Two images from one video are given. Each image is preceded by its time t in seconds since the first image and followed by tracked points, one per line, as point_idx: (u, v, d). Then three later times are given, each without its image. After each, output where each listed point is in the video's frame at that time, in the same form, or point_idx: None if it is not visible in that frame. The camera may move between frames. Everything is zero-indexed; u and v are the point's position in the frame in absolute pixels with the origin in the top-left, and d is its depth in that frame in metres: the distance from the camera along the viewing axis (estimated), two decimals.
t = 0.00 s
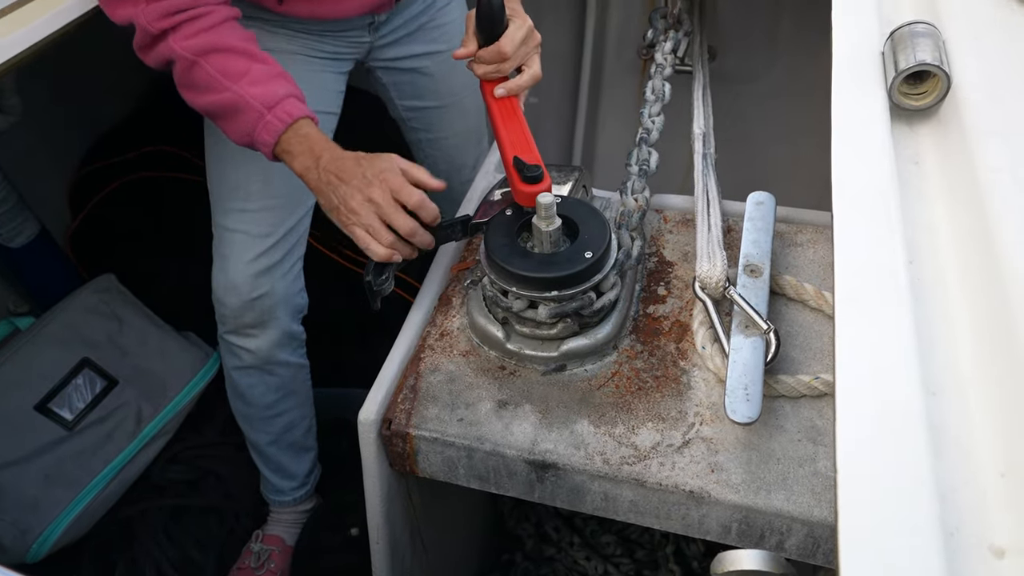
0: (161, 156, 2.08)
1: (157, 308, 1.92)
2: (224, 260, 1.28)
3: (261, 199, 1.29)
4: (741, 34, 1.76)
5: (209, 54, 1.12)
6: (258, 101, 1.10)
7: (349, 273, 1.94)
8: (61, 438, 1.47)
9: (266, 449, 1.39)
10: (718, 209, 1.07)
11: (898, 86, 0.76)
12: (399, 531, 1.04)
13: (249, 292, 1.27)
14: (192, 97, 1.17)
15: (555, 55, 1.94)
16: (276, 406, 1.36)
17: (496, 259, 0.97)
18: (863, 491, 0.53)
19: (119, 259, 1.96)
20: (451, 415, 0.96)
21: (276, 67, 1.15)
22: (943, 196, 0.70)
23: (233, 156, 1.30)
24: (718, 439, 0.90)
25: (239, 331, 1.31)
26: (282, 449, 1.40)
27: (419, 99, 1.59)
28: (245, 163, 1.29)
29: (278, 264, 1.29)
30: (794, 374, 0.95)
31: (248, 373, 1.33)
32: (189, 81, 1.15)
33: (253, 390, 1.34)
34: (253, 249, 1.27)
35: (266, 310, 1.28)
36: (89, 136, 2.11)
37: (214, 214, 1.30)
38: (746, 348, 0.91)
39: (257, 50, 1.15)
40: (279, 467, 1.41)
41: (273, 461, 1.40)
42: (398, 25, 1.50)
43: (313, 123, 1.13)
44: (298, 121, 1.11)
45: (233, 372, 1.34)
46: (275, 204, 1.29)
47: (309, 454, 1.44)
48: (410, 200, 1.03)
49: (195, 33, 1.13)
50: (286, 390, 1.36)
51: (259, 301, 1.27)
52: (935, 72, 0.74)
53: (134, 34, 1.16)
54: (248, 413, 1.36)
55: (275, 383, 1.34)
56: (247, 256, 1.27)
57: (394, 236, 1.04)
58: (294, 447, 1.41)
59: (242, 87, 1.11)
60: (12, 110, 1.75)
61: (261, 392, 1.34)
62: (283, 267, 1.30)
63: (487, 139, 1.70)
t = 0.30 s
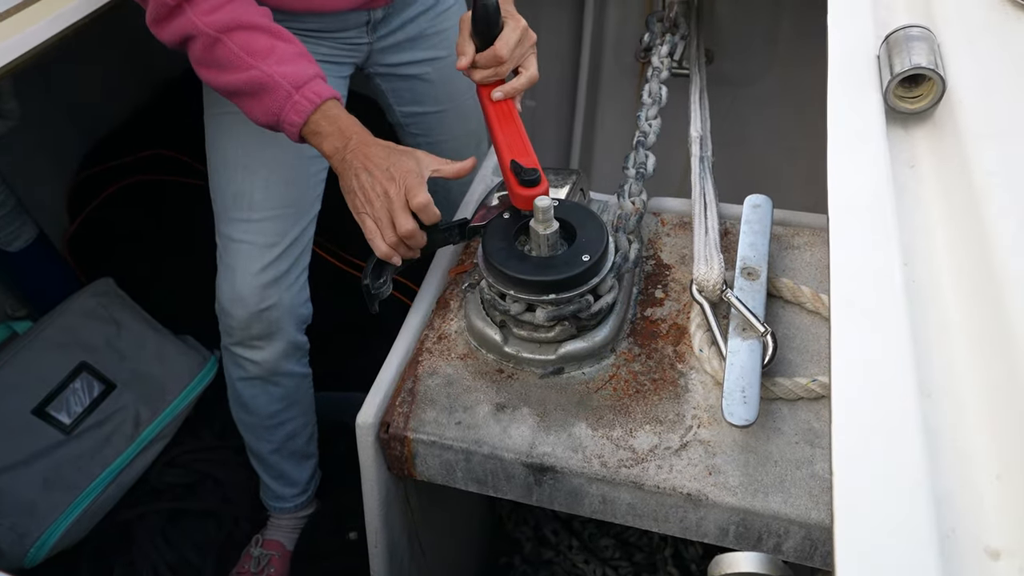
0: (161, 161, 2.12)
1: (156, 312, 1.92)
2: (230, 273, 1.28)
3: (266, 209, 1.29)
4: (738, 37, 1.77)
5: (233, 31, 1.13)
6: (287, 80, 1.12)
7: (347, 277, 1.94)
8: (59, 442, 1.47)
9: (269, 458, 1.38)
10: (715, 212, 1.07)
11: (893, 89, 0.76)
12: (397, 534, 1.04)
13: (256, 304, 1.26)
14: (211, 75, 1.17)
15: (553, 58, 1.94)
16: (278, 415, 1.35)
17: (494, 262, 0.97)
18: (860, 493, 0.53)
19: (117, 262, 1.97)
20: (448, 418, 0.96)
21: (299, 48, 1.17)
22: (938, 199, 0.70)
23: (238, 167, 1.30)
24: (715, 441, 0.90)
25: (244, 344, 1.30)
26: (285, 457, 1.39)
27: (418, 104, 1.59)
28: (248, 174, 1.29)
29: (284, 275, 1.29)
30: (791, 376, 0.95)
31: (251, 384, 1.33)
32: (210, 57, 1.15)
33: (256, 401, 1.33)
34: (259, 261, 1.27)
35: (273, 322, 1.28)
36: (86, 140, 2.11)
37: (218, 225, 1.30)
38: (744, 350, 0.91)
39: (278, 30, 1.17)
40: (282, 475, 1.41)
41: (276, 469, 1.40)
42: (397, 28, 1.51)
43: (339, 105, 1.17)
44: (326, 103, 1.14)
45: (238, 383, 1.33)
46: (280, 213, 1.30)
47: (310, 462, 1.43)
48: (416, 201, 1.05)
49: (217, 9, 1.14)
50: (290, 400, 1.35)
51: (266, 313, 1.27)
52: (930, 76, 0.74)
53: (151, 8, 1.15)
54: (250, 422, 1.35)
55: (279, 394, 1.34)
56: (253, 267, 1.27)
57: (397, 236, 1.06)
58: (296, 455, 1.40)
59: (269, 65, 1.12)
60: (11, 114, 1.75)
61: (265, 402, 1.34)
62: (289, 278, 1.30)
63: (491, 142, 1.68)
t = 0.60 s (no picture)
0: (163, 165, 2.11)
1: (156, 315, 1.92)
2: (224, 280, 1.27)
3: (261, 216, 1.28)
4: (737, 41, 1.77)
5: (255, 36, 1.11)
6: (309, 88, 1.11)
7: (347, 280, 1.94)
8: (59, 445, 1.47)
9: (267, 463, 1.38)
10: (714, 214, 1.07)
11: (892, 93, 0.76)
12: (397, 538, 1.04)
13: (250, 311, 1.26)
14: (232, 78, 1.15)
15: (552, 62, 1.95)
16: (275, 422, 1.35)
17: (494, 266, 0.97)
18: (859, 497, 0.53)
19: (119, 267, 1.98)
20: (449, 421, 0.96)
21: (319, 50, 1.15)
22: (937, 203, 0.70)
23: (233, 172, 1.29)
24: (715, 444, 0.90)
25: (239, 351, 1.30)
26: (284, 463, 1.39)
27: (416, 105, 1.59)
28: (244, 179, 1.29)
29: (279, 282, 1.29)
30: (791, 379, 0.95)
31: (249, 392, 1.33)
32: (231, 61, 1.13)
33: (254, 408, 1.33)
34: (253, 268, 1.27)
35: (267, 329, 1.28)
36: (86, 143, 2.11)
37: (213, 231, 1.30)
38: (743, 353, 0.91)
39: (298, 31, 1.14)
40: (281, 480, 1.41)
41: (275, 475, 1.40)
42: (396, 29, 1.50)
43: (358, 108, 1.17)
44: (347, 109, 1.14)
45: (235, 392, 1.33)
46: (275, 220, 1.29)
47: (309, 467, 1.43)
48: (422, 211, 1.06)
49: (237, 13, 1.10)
50: (287, 407, 1.35)
51: (260, 320, 1.27)
52: (928, 79, 0.74)
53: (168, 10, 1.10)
54: (248, 429, 1.35)
55: (276, 401, 1.34)
56: (248, 275, 1.27)
57: (399, 239, 1.07)
58: (295, 460, 1.40)
59: (292, 73, 1.11)
60: (11, 117, 1.75)
61: (262, 409, 1.34)
62: (284, 285, 1.30)
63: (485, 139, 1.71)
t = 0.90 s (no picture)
0: (164, 168, 2.12)
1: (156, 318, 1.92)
2: (224, 288, 1.27)
3: (262, 224, 1.29)
4: (737, 44, 1.77)
5: (240, 55, 1.11)
6: (293, 105, 1.11)
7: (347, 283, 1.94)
8: (59, 448, 1.47)
9: (266, 469, 1.38)
10: (714, 218, 1.08)
11: (891, 97, 0.76)
12: (397, 541, 1.04)
13: (249, 320, 1.26)
14: (220, 95, 1.15)
15: (552, 66, 1.95)
16: (275, 428, 1.35)
17: (494, 269, 0.97)
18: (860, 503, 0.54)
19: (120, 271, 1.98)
20: (449, 424, 0.96)
21: (306, 65, 1.15)
22: (936, 207, 0.70)
23: (233, 180, 1.30)
24: (715, 448, 0.90)
25: (239, 359, 1.30)
26: (283, 468, 1.39)
27: (416, 112, 1.59)
28: (244, 187, 1.29)
29: (279, 291, 1.29)
30: (790, 383, 0.95)
31: (248, 400, 1.33)
32: (217, 79, 1.13)
33: (253, 414, 1.33)
34: (253, 276, 1.27)
35: (267, 337, 1.28)
36: (86, 146, 2.11)
37: (213, 239, 1.30)
38: (743, 356, 0.91)
39: (284, 47, 1.14)
40: (280, 484, 1.41)
41: (274, 479, 1.40)
42: (398, 37, 1.52)
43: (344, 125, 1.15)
44: (331, 126, 1.12)
45: (234, 400, 1.33)
46: (276, 227, 1.30)
47: (309, 471, 1.43)
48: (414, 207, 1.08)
49: (222, 31, 1.10)
50: (287, 413, 1.35)
51: (260, 328, 1.27)
52: (927, 84, 0.75)
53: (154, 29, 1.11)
54: (247, 435, 1.36)
55: (276, 409, 1.34)
56: (248, 283, 1.27)
57: (395, 238, 1.07)
58: (295, 465, 1.40)
59: (277, 91, 1.11)
60: (12, 121, 1.76)
61: (261, 416, 1.34)
62: (284, 293, 1.30)
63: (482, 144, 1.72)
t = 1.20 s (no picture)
0: (163, 170, 2.11)
1: (156, 321, 1.92)
2: (215, 304, 1.28)
3: (251, 237, 1.30)
4: (736, 46, 1.78)
5: (225, 83, 1.14)
6: (279, 126, 1.14)
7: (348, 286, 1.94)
8: (59, 451, 1.47)
9: (262, 479, 1.39)
10: (714, 221, 1.08)
11: (890, 100, 0.76)
12: (397, 544, 1.04)
13: (240, 335, 1.27)
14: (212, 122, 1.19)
15: (552, 69, 1.95)
16: (269, 441, 1.35)
17: (494, 271, 0.97)
18: (858, 505, 0.54)
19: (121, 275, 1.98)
20: (449, 427, 0.96)
21: (290, 83, 1.17)
22: (936, 209, 0.70)
23: (223, 194, 1.31)
24: (715, 450, 0.90)
25: (229, 376, 1.29)
26: (279, 477, 1.40)
27: (410, 122, 1.59)
28: (233, 201, 1.31)
29: (270, 305, 1.30)
30: (791, 385, 0.95)
31: (241, 415, 1.33)
32: (208, 108, 1.17)
33: (247, 429, 1.34)
34: (243, 290, 1.28)
35: (258, 352, 1.28)
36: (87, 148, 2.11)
37: (203, 254, 1.31)
38: (742, 359, 0.91)
39: (268, 69, 1.17)
40: (277, 494, 1.41)
41: (270, 489, 1.40)
42: (392, 50, 1.53)
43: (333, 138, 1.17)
44: (319, 140, 1.15)
45: (227, 414, 1.33)
46: (266, 241, 1.31)
47: (305, 480, 1.43)
48: (402, 204, 1.08)
49: (206, 63, 1.14)
50: (281, 426, 1.35)
51: (251, 343, 1.27)
52: (927, 86, 0.75)
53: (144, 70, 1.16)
54: (241, 448, 1.36)
55: (269, 422, 1.34)
56: (239, 297, 1.28)
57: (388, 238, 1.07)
58: (290, 474, 1.41)
59: (263, 115, 1.14)
60: (13, 124, 1.76)
61: (255, 430, 1.34)
62: (275, 306, 1.31)
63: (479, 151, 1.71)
